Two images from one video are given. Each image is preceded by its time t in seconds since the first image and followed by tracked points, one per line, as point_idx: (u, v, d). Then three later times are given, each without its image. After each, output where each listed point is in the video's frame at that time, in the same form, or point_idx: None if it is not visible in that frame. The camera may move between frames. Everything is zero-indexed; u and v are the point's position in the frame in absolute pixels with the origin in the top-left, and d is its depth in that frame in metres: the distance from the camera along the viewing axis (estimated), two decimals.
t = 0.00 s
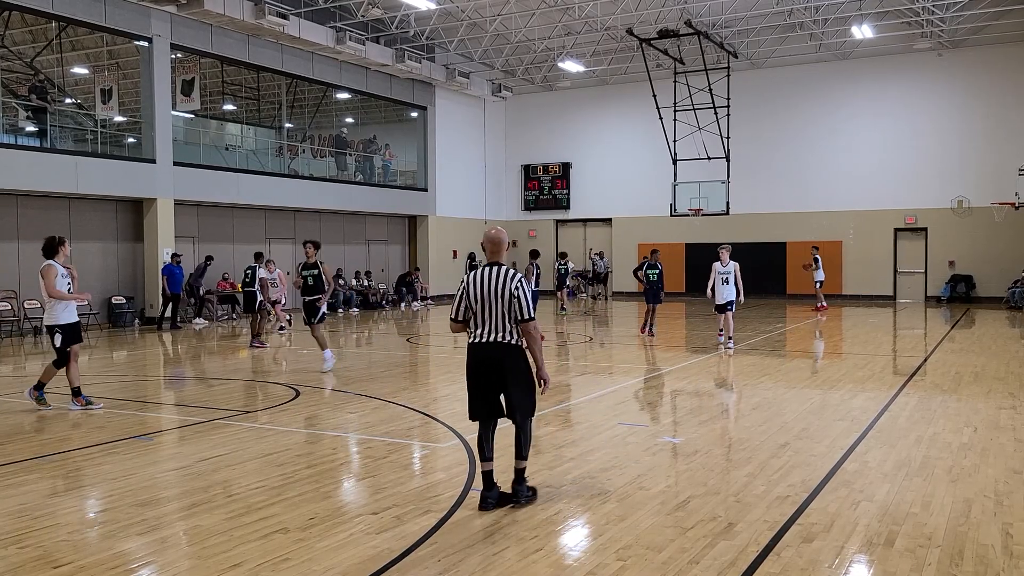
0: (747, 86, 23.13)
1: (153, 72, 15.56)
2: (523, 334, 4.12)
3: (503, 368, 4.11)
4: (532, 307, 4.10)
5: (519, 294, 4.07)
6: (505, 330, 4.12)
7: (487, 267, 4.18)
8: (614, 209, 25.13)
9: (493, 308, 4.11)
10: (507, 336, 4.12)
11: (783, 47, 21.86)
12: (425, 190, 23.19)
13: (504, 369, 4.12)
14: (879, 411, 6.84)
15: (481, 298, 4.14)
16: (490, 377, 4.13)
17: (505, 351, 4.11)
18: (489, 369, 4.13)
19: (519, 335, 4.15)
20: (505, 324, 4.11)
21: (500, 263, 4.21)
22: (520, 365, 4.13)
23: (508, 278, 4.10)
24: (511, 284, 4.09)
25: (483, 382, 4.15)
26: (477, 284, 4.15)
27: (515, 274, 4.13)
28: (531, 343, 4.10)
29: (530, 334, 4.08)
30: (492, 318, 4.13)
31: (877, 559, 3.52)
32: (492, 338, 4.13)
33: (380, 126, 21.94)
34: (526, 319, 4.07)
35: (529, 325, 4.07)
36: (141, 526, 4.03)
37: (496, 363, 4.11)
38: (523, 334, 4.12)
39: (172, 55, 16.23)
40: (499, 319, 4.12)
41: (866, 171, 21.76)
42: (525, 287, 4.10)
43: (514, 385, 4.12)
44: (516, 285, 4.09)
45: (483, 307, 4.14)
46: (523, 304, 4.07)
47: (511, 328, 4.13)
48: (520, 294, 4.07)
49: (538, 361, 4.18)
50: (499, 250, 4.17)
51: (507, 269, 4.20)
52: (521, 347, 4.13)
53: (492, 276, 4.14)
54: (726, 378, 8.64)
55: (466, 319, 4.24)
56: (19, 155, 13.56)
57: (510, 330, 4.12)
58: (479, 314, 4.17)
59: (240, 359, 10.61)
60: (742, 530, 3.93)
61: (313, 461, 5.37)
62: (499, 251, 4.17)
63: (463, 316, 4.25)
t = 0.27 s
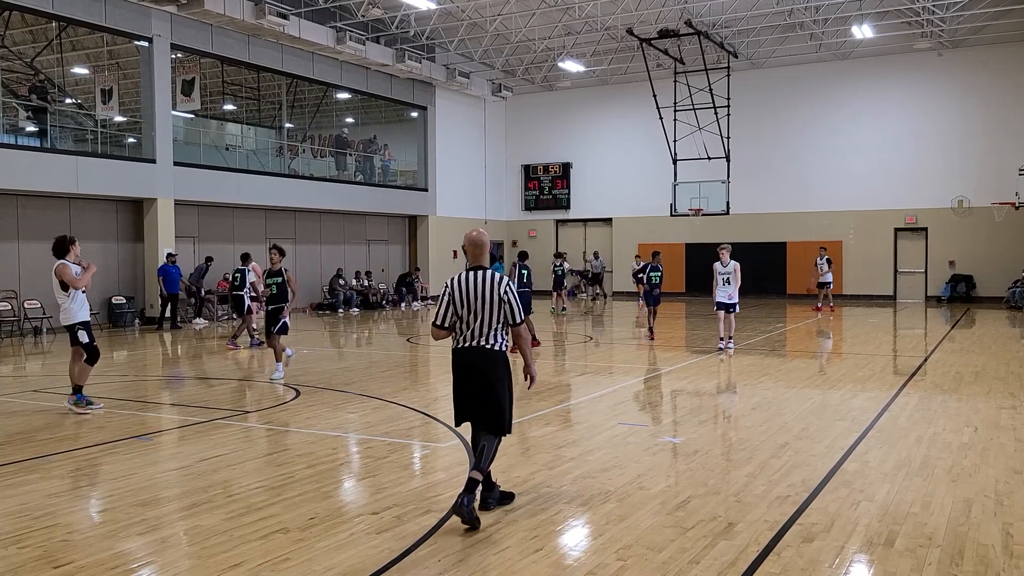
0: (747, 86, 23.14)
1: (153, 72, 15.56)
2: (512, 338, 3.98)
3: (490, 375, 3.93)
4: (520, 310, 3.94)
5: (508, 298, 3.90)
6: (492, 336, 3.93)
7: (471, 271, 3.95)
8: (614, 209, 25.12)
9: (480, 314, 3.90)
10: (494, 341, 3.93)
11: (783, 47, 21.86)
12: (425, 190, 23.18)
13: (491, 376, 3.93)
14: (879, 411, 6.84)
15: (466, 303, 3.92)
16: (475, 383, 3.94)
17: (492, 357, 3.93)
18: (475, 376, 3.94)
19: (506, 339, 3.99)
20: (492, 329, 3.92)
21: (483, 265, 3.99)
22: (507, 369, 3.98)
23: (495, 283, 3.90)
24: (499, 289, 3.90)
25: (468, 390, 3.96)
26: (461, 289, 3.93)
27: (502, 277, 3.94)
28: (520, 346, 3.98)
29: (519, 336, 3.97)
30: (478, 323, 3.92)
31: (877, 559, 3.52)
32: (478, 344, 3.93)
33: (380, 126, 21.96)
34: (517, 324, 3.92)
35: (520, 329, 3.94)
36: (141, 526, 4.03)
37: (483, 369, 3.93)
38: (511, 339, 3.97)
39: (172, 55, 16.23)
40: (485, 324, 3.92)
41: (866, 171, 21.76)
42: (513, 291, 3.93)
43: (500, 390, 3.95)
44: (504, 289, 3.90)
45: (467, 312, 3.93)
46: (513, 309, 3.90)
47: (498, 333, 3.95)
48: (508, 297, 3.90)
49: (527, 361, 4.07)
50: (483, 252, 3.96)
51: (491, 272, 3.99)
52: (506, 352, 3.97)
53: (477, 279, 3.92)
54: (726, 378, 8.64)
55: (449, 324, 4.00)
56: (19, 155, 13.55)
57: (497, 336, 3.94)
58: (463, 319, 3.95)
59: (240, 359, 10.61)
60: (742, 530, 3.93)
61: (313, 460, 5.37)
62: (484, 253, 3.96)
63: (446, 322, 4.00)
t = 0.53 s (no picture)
0: (748, 86, 23.13)
1: (154, 73, 15.56)
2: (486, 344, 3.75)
3: (462, 380, 3.75)
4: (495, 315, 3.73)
5: (481, 301, 3.71)
6: (464, 340, 3.75)
7: (450, 272, 3.83)
8: (615, 209, 25.11)
9: (452, 316, 3.76)
10: (466, 346, 3.75)
11: (784, 46, 21.86)
12: (426, 190, 23.18)
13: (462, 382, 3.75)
14: (881, 411, 6.83)
15: (442, 304, 3.79)
16: (446, 388, 3.77)
17: (463, 363, 3.74)
18: (446, 381, 3.76)
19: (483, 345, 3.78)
20: (466, 333, 3.74)
21: (467, 267, 3.85)
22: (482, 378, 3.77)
23: (469, 285, 3.74)
24: (473, 291, 3.73)
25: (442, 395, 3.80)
26: (437, 290, 3.81)
27: (480, 281, 3.77)
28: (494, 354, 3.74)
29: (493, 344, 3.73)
30: (451, 326, 3.77)
31: (877, 559, 3.52)
32: (450, 347, 3.77)
33: (381, 126, 22.00)
34: (490, 329, 3.71)
35: (493, 335, 3.72)
36: (143, 526, 4.04)
37: (452, 374, 3.74)
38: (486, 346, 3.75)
39: (173, 55, 16.22)
40: (458, 327, 3.76)
41: (867, 171, 21.75)
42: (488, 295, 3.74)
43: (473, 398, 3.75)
44: (478, 292, 3.73)
45: (442, 314, 3.79)
46: (485, 313, 3.70)
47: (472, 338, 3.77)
48: (482, 301, 3.72)
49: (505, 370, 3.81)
50: (466, 253, 3.82)
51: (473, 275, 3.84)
52: (482, 358, 3.76)
53: (454, 280, 3.79)
54: (728, 378, 8.63)
55: (430, 325, 3.90)
56: (20, 155, 13.55)
57: (470, 340, 3.75)
58: (439, 321, 3.82)
59: (241, 359, 10.60)
60: (742, 530, 3.93)
61: (314, 460, 5.37)
62: (465, 254, 3.82)
63: (428, 323, 3.89)
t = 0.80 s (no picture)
0: (750, 86, 23.12)
1: (157, 73, 15.58)
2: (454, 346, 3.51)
3: (434, 383, 3.56)
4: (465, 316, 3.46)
5: (450, 301, 3.48)
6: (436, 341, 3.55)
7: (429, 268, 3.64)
8: (617, 209, 25.11)
9: (424, 316, 3.57)
10: (437, 348, 3.55)
11: (786, 46, 21.84)
12: (428, 190, 23.20)
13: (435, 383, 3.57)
14: (883, 411, 6.83)
15: (417, 303, 3.61)
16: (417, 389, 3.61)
17: (434, 365, 3.55)
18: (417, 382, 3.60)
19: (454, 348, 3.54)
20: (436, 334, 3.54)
21: (449, 264, 3.63)
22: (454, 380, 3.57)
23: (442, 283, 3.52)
24: (444, 289, 3.51)
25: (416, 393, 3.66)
26: (414, 286, 3.63)
27: (455, 279, 3.53)
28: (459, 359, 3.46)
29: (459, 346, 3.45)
30: (424, 325, 3.58)
31: (880, 559, 3.52)
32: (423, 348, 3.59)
33: (384, 125, 22.11)
34: (456, 330, 3.45)
35: (460, 337, 3.44)
36: (145, 525, 4.04)
37: (424, 375, 3.57)
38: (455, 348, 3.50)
39: (176, 55, 16.26)
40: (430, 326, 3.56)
41: (870, 170, 21.74)
42: (459, 294, 3.48)
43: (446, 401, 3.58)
44: (450, 290, 3.50)
45: (417, 312, 3.62)
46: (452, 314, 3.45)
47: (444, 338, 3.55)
48: (451, 300, 3.48)
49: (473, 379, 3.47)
50: (445, 249, 3.60)
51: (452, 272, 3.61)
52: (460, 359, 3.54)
53: (430, 277, 3.60)
54: (730, 378, 8.62)
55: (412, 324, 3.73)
56: (23, 155, 13.58)
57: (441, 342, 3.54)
58: (416, 318, 3.65)
59: (243, 359, 10.60)
60: (744, 530, 3.93)
61: (316, 460, 5.37)
62: (443, 250, 3.60)
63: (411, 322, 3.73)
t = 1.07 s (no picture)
0: (754, 85, 23.07)
1: (161, 72, 15.60)
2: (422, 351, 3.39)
3: (403, 388, 3.46)
4: (431, 319, 3.34)
5: (413, 305, 3.35)
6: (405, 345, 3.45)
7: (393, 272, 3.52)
8: (621, 208, 25.09)
9: (390, 320, 3.45)
10: (407, 352, 3.46)
11: (790, 46, 21.81)
12: (431, 189, 23.20)
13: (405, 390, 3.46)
14: (887, 411, 6.81)
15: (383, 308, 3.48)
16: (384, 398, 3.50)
17: (409, 371, 3.46)
18: (387, 390, 3.49)
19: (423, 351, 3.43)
20: (404, 338, 3.43)
21: (415, 266, 3.52)
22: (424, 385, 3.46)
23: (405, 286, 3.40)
24: (408, 292, 3.38)
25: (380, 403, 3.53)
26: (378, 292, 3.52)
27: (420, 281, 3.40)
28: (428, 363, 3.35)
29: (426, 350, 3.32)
30: (391, 330, 3.46)
31: (884, 559, 3.51)
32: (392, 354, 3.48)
33: (387, 125, 22.07)
34: (423, 334, 3.32)
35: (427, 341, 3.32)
36: (150, 524, 4.05)
37: (394, 382, 3.47)
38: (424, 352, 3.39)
39: (180, 55, 16.27)
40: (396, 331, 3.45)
41: (874, 170, 21.68)
42: (424, 296, 3.36)
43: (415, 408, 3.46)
44: (414, 293, 3.37)
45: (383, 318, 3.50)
46: (417, 318, 3.33)
47: (413, 343, 3.44)
48: (417, 303, 3.35)
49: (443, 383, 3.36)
50: (408, 251, 3.49)
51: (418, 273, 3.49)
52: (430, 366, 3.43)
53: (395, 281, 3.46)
54: (733, 378, 8.60)
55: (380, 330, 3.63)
56: (27, 155, 13.60)
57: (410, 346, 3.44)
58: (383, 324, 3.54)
59: (246, 358, 10.60)
60: (748, 530, 3.92)
61: (320, 459, 5.37)
62: (406, 253, 3.49)
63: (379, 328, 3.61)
